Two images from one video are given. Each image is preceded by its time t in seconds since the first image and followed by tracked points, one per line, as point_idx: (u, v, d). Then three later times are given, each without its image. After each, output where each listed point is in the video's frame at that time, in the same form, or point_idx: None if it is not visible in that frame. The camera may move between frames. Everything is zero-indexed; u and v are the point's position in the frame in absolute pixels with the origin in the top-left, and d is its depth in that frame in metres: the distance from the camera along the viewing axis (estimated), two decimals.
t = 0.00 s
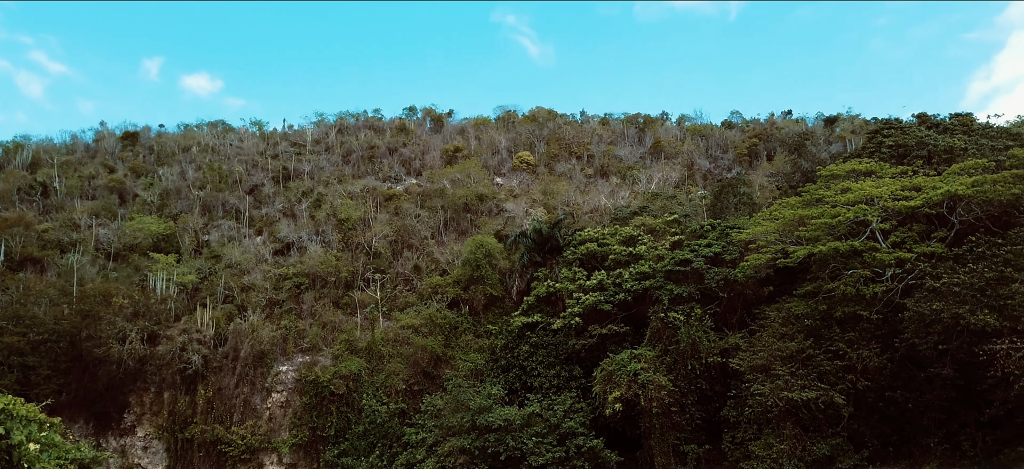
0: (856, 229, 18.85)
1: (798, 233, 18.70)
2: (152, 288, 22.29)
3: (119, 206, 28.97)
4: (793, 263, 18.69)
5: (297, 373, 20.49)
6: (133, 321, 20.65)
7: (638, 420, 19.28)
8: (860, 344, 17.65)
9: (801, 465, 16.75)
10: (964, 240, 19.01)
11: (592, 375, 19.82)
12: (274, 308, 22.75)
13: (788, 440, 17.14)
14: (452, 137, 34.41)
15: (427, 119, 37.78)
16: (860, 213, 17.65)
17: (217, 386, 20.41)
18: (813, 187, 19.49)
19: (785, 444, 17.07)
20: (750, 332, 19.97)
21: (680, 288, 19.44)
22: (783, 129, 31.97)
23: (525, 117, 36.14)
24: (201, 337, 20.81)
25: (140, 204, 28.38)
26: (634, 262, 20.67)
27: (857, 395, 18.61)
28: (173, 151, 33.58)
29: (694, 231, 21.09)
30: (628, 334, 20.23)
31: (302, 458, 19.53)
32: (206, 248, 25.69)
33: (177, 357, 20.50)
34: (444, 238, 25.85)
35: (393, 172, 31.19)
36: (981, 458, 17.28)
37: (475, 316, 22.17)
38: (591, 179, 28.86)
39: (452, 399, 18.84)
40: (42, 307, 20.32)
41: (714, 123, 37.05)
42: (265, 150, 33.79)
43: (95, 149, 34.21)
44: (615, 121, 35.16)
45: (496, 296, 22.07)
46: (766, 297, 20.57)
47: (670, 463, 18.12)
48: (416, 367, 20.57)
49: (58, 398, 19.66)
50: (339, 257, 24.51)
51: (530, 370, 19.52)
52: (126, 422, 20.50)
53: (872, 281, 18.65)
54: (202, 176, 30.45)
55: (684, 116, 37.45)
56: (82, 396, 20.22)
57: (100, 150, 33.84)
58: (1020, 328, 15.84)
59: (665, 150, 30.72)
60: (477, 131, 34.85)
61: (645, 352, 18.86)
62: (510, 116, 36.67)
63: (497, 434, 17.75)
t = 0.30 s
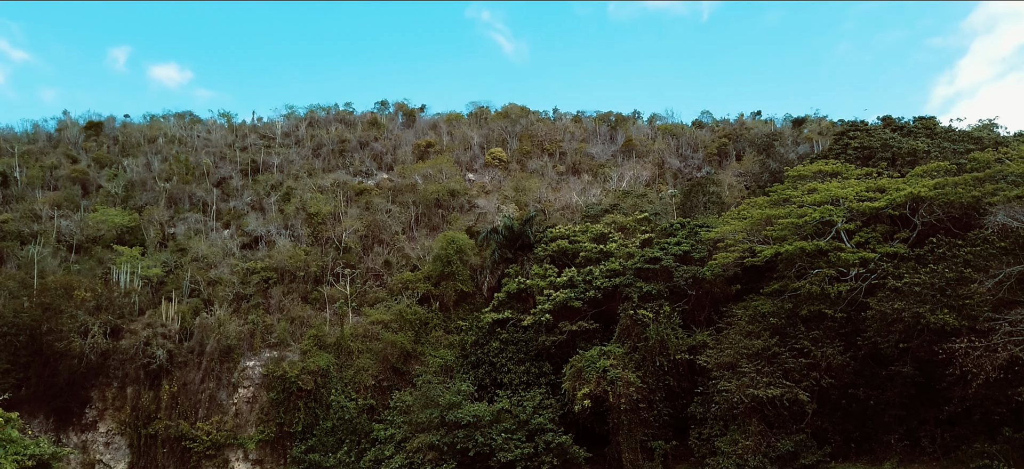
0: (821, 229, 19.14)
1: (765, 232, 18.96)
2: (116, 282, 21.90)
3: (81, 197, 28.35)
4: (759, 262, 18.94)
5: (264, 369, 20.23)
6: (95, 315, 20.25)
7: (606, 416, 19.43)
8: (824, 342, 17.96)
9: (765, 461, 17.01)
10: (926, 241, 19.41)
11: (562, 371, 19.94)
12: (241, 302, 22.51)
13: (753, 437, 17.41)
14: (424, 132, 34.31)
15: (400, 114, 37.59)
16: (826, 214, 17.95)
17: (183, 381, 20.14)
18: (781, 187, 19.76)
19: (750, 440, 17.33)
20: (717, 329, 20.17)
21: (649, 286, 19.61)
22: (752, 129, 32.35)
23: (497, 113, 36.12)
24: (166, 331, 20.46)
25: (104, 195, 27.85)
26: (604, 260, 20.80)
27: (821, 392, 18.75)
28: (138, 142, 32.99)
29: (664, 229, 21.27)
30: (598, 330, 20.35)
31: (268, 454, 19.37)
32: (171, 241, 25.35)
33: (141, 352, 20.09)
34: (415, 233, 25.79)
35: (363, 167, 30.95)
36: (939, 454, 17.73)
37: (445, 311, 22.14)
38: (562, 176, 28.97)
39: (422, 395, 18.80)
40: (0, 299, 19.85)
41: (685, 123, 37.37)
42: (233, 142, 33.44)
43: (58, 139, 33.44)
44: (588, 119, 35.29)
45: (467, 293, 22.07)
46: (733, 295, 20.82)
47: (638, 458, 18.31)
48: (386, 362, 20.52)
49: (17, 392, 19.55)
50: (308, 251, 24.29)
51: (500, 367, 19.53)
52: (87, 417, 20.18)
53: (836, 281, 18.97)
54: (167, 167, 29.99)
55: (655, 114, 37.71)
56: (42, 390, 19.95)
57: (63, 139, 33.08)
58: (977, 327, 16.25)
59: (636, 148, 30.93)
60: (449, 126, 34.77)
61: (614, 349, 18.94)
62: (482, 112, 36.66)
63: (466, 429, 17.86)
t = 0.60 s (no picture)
0: (791, 228, 19.38)
1: (736, 230, 19.15)
2: (81, 274, 21.48)
3: (46, 188, 27.74)
4: (730, 260, 19.14)
5: (234, 364, 20.03)
6: (59, 308, 19.87)
7: (577, 412, 19.51)
8: (792, 340, 18.20)
9: (733, 456, 17.21)
10: (892, 241, 19.78)
11: (534, 367, 20.01)
12: (210, 296, 22.27)
13: (722, 432, 17.62)
14: (398, 126, 34.24)
15: (374, 108, 37.42)
16: (796, 213, 18.19)
17: (150, 376, 19.81)
18: (752, 186, 19.98)
19: (719, 436, 17.54)
20: (688, 326, 20.36)
21: (622, 283, 19.75)
22: (725, 128, 32.68)
23: (472, 108, 36.10)
24: (133, 325, 20.22)
25: (70, 186, 27.29)
26: (577, 257, 20.85)
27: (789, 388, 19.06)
28: (105, 132, 32.37)
29: (637, 227, 21.40)
30: (570, 327, 20.47)
31: (237, 449, 19.24)
32: (139, 234, 25.06)
33: (107, 346, 19.80)
34: (388, 228, 25.72)
35: (336, 161, 30.84)
36: (902, 450, 17.97)
37: (418, 307, 22.11)
38: (537, 173, 29.06)
39: (393, 391, 18.77)
40: None
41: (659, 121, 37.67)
42: (203, 134, 33.11)
43: (22, 127, 32.63)
44: (563, 116, 35.41)
45: (440, 288, 22.06)
46: (705, 292, 21.03)
47: (609, 454, 18.44)
48: (358, 358, 20.43)
49: None
50: (280, 245, 24.09)
51: (473, 363, 19.52)
52: (51, 412, 19.81)
53: (805, 279, 19.24)
54: (135, 159, 29.54)
55: (630, 112, 37.97)
56: (5, 385, 19.59)
57: (27, 128, 32.28)
58: (940, 325, 16.59)
59: (610, 146, 31.16)
60: (424, 121, 34.70)
61: (586, 345, 19.05)
62: (457, 108, 36.61)
63: (437, 425, 17.86)
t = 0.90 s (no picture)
0: (763, 225, 19.57)
1: (709, 227, 19.30)
2: (46, 266, 21.06)
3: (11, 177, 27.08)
4: (703, 256, 19.29)
5: (204, 357, 19.78)
6: (24, 299, 19.53)
7: (550, 406, 19.56)
8: (763, 335, 18.40)
9: (704, 450, 17.37)
10: (861, 239, 20.10)
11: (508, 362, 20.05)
12: (180, 289, 22.01)
13: (694, 427, 17.78)
14: (373, 119, 34.16)
15: (349, 99, 37.12)
16: (768, 210, 18.38)
17: (117, 369, 19.58)
18: (725, 182, 20.14)
19: (691, 430, 17.71)
20: (661, 321, 20.50)
21: (596, 278, 19.85)
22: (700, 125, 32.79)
23: (448, 102, 35.99)
24: (100, 318, 19.92)
25: (35, 175, 26.70)
26: (552, 251, 20.87)
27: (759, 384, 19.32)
28: (72, 121, 31.73)
29: (612, 222, 21.49)
30: (545, 321, 20.46)
31: (206, 444, 18.97)
32: (107, 224, 24.68)
33: (74, 338, 19.44)
34: (362, 221, 25.62)
35: (309, 152, 30.79)
36: (869, 444, 18.28)
37: (392, 300, 22.06)
38: (513, 167, 29.08)
39: (366, 385, 18.74)
40: None
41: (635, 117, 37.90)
42: (174, 124, 32.70)
43: None
44: (539, 110, 35.46)
45: (414, 282, 22.06)
46: (678, 288, 21.20)
47: (581, 448, 18.51)
48: (330, 352, 20.32)
49: None
50: (251, 237, 23.87)
51: (446, 357, 19.48)
52: (15, 405, 19.39)
53: (776, 275, 19.45)
54: (103, 148, 29.07)
55: (606, 107, 38.09)
56: None
57: None
58: (907, 322, 16.88)
59: (586, 141, 31.30)
60: (399, 114, 34.58)
61: (560, 340, 19.09)
62: (433, 100, 36.49)
63: (410, 420, 17.79)
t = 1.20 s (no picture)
0: (737, 218, 19.70)
1: (684, 220, 19.37)
2: (11, 254, 20.69)
3: None
4: (678, 249, 19.39)
5: (174, 347, 19.48)
6: None
7: (525, 398, 19.57)
8: (736, 328, 18.55)
9: (676, 441, 17.49)
10: (833, 233, 20.36)
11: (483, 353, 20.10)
12: (150, 278, 21.68)
13: (667, 418, 17.94)
14: (348, 107, 33.95)
15: (323, 88, 36.76)
16: (742, 203, 18.53)
17: (84, 359, 19.31)
18: (700, 176, 20.23)
19: (664, 421, 17.83)
20: (635, 313, 20.62)
21: (572, 269, 19.88)
22: (676, 118, 33.09)
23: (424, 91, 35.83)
24: (67, 306, 19.65)
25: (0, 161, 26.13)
26: (528, 243, 20.84)
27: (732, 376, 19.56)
28: (39, 106, 31.05)
29: (588, 214, 21.54)
30: (519, 313, 20.56)
31: (176, 435, 18.77)
32: (75, 212, 24.22)
33: (40, 327, 19.30)
34: (336, 211, 25.49)
35: (283, 140, 30.70)
36: (838, 434, 18.55)
37: (367, 291, 22.07)
38: (489, 158, 29.10)
39: (339, 376, 18.72)
40: None
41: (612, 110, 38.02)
42: (144, 110, 32.15)
43: None
44: (516, 102, 35.45)
45: (389, 273, 22.00)
46: (652, 280, 21.33)
47: (554, 438, 18.73)
48: (303, 342, 20.36)
49: None
50: (223, 226, 23.63)
51: (421, 348, 19.42)
52: None
53: (749, 269, 19.59)
54: (71, 133, 28.53)
55: (584, 100, 38.12)
56: None
57: None
58: (877, 314, 17.10)
59: (563, 133, 31.40)
60: (375, 103, 34.40)
61: (535, 331, 19.15)
62: (409, 90, 36.23)
63: (384, 410, 17.94)
